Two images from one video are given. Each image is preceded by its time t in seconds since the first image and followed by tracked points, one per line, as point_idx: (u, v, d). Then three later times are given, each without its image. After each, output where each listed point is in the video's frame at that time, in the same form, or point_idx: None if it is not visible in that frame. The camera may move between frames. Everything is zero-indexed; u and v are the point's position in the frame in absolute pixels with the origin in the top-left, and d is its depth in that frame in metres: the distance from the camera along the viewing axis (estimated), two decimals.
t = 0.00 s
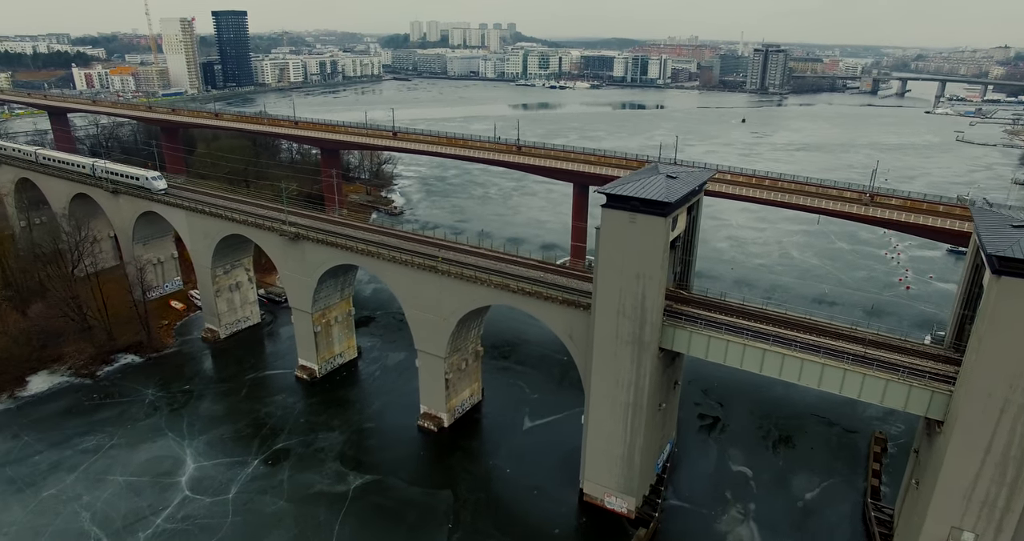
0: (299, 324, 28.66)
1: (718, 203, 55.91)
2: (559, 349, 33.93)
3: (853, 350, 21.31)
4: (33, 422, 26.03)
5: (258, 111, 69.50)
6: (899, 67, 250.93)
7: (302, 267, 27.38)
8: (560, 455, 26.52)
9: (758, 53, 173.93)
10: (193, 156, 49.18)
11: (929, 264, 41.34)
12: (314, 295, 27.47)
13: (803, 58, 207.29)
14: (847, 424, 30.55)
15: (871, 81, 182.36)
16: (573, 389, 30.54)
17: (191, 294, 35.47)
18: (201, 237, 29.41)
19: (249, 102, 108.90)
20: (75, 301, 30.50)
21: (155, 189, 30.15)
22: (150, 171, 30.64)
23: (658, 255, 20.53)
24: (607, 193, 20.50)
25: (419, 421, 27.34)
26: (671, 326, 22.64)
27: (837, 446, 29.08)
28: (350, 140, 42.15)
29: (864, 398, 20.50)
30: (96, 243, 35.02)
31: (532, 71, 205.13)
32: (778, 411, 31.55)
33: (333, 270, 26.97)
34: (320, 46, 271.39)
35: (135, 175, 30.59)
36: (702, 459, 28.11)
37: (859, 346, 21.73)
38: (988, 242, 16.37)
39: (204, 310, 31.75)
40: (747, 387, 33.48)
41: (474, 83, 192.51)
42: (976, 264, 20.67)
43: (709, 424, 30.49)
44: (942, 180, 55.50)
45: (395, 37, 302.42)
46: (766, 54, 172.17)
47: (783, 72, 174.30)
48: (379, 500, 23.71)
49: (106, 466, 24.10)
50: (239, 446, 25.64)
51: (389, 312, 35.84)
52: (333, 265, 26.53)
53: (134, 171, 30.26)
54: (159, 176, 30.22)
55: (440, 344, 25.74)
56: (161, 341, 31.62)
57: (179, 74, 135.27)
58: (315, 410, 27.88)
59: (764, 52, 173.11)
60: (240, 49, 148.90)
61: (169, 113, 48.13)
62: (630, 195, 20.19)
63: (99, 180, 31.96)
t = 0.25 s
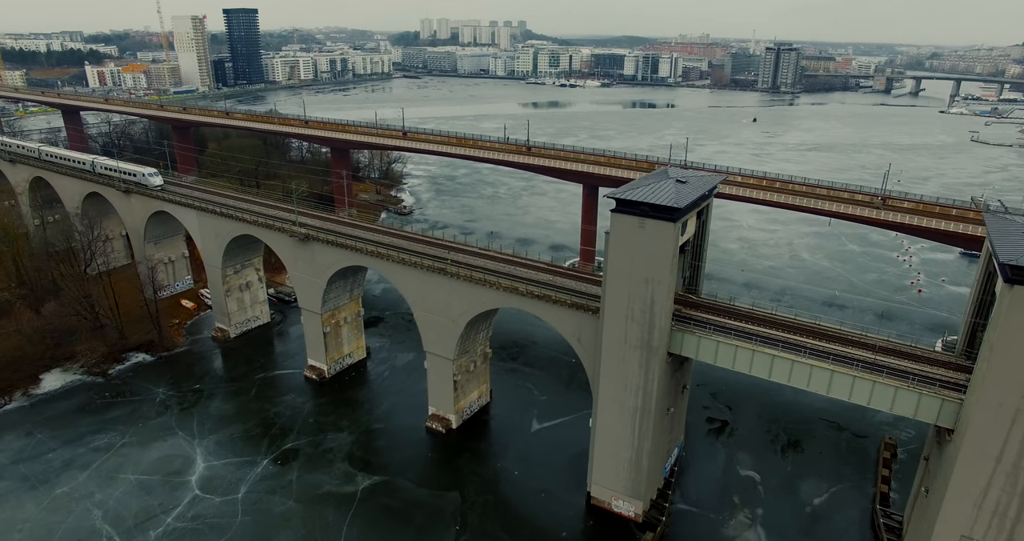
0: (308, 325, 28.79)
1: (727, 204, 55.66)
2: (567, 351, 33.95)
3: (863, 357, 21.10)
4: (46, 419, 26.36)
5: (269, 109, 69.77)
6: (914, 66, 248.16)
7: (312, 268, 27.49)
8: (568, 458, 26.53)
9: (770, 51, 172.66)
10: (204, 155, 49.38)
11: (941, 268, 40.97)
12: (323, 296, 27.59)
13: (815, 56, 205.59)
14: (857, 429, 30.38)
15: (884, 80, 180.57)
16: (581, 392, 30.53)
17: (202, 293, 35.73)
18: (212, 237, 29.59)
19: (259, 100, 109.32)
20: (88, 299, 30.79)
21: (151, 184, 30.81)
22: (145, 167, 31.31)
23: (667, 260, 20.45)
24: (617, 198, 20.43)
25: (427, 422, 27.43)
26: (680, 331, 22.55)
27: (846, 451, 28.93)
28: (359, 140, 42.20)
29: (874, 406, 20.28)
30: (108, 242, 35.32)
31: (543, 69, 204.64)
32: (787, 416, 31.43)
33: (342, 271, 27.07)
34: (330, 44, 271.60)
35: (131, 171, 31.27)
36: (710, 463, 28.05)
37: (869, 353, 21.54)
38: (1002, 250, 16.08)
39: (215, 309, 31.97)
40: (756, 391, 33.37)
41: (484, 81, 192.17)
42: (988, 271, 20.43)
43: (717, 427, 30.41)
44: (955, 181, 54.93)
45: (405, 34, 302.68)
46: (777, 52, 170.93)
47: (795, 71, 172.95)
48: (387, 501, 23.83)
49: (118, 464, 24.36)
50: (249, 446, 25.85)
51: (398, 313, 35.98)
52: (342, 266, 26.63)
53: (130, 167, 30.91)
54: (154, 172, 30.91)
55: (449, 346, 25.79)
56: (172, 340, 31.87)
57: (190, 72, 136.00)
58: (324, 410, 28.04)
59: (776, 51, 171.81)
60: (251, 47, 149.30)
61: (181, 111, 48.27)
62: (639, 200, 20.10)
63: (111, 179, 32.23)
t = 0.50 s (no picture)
0: (317, 325, 28.92)
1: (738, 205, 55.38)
2: (575, 353, 33.95)
3: (873, 364, 20.89)
4: (59, 418, 26.69)
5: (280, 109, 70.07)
6: (928, 64, 245.27)
7: (322, 269, 27.59)
8: (576, 461, 26.53)
9: (782, 50, 171.28)
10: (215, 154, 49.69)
11: (954, 271, 40.57)
12: (333, 297, 27.70)
13: (827, 55, 203.72)
14: (867, 435, 30.20)
15: (897, 79, 178.71)
16: (590, 395, 30.52)
17: (212, 292, 36.02)
18: (222, 237, 29.78)
19: (270, 99, 109.63)
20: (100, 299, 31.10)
21: (147, 179, 31.48)
22: (141, 163, 32.01)
23: (677, 265, 20.34)
24: (626, 203, 20.35)
25: (435, 423, 27.51)
26: (689, 336, 22.43)
27: (856, 457, 28.77)
28: (369, 140, 42.29)
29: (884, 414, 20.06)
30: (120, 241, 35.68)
31: (553, 68, 204.00)
32: (796, 420, 31.29)
33: (351, 272, 27.16)
34: (341, 43, 271.83)
35: (128, 167, 32.01)
36: (718, 467, 27.96)
37: (879, 360, 21.33)
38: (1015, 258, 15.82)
39: (225, 309, 32.19)
40: (764, 395, 33.25)
41: (494, 80, 191.91)
42: (1000, 278, 20.20)
43: (726, 431, 30.32)
44: (970, 182, 54.35)
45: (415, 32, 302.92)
46: (789, 51, 169.57)
47: (806, 70, 171.51)
48: (395, 502, 23.93)
49: (130, 463, 24.61)
50: (259, 446, 26.03)
51: (406, 314, 36.10)
52: (351, 267, 26.72)
53: (128, 164, 31.63)
54: (150, 168, 31.63)
55: (457, 348, 25.83)
56: (183, 339, 32.16)
57: (202, 71, 136.57)
58: (333, 411, 28.19)
59: (788, 50, 170.39)
60: (261, 46, 149.87)
61: (192, 110, 48.57)
62: (649, 205, 20.01)
63: (123, 179, 32.50)
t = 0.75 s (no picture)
0: (326, 326, 29.05)
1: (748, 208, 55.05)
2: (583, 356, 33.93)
3: (882, 372, 20.71)
4: (71, 417, 26.97)
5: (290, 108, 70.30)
6: (942, 63, 242.34)
7: (331, 270, 27.70)
8: (583, 464, 26.51)
9: (794, 49, 169.89)
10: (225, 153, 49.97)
11: (967, 275, 40.14)
12: (342, 298, 27.79)
13: (840, 54, 201.86)
14: (876, 441, 30.01)
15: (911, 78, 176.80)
16: (597, 398, 30.50)
17: (221, 292, 36.28)
18: (232, 238, 29.95)
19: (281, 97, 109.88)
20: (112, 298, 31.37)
21: (145, 176, 32.04)
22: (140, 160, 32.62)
23: (685, 271, 20.23)
24: (635, 209, 20.26)
25: (443, 426, 27.58)
26: (697, 342, 22.33)
27: (865, 463, 28.60)
28: (379, 140, 42.31)
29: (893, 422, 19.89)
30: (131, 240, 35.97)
31: (563, 67, 203.25)
32: (805, 426, 31.15)
33: (360, 274, 27.23)
34: (351, 41, 272.54)
35: (127, 164, 32.64)
36: (725, 472, 27.87)
37: (888, 367, 21.14)
38: None
39: (235, 309, 32.39)
40: (773, 400, 33.10)
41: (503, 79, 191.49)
42: (1012, 287, 19.99)
43: (734, 436, 30.23)
44: (984, 184, 53.69)
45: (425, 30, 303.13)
46: (801, 50, 168.14)
47: (819, 69, 170.01)
48: (402, 504, 24.02)
49: (140, 462, 24.84)
50: (268, 447, 26.20)
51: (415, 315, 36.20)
52: (360, 269, 26.79)
53: (127, 161, 32.24)
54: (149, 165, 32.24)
55: (466, 351, 25.86)
56: (193, 339, 32.42)
57: (213, 69, 137.04)
58: (342, 412, 28.33)
59: (800, 49, 168.97)
60: (272, 43, 150.19)
61: (202, 110, 48.84)
62: (658, 211, 19.92)
63: (134, 179, 32.68)
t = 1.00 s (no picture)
0: (335, 328, 29.17)
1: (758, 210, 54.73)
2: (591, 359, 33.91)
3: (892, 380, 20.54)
4: (83, 416, 27.25)
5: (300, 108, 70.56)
6: (956, 62, 239.66)
7: (340, 272, 27.80)
8: (590, 468, 26.50)
9: (806, 49, 168.60)
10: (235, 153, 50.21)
11: (980, 279, 39.73)
12: (351, 300, 27.89)
13: (853, 53, 200.07)
14: (886, 447, 29.82)
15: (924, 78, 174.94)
16: (605, 402, 30.47)
17: (231, 292, 36.51)
18: (242, 238, 30.10)
19: (291, 96, 110.24)
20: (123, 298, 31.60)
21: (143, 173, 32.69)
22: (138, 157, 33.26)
23: (694, 277, 20.14)
24: (644, 215, 20.18)
25: (451, 428, 27.65)
26: (705, 348, 22.23)
27: (874, 469, 28.43)
28: (388, 141, 42.28)
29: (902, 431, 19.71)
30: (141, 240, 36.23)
31: (573, 66, 202.63)
32: (814, 431, 30.99)
33: (369, 276, 27.30)
34: (361, 40, 273.20)
35: (126, 161, 33.27)
36: (733, 477, 27.78)
37: (898, 375, 20.94)
38: None
39: (245, 310, 32.58)
40: (782, 404, 32.95)
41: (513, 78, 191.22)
42: None
43: (742, 441, 30.13)
44: (998, 186, 53.08)
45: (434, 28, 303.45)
46: (813, 50, 166.81)
47: (831, 69, 168.59)
48: (410, 507, 24.11)
49: (150, 462, 25.07)
50: (277, 448, 26.36)
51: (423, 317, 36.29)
52: (369, 271, 26.86)
53: (126, 158, 32.86)
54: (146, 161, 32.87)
55: (474, 354, 25.89)
56: (203, 339, 32.67)
57: (224, 68, 137.61)
58: (350, 414, 28.45)
59: (812, 48, 167.64)
60: (282, 42, 150.77)
61: (212, 110, 49.07)
62: (667, 217, 19.82)
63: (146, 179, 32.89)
